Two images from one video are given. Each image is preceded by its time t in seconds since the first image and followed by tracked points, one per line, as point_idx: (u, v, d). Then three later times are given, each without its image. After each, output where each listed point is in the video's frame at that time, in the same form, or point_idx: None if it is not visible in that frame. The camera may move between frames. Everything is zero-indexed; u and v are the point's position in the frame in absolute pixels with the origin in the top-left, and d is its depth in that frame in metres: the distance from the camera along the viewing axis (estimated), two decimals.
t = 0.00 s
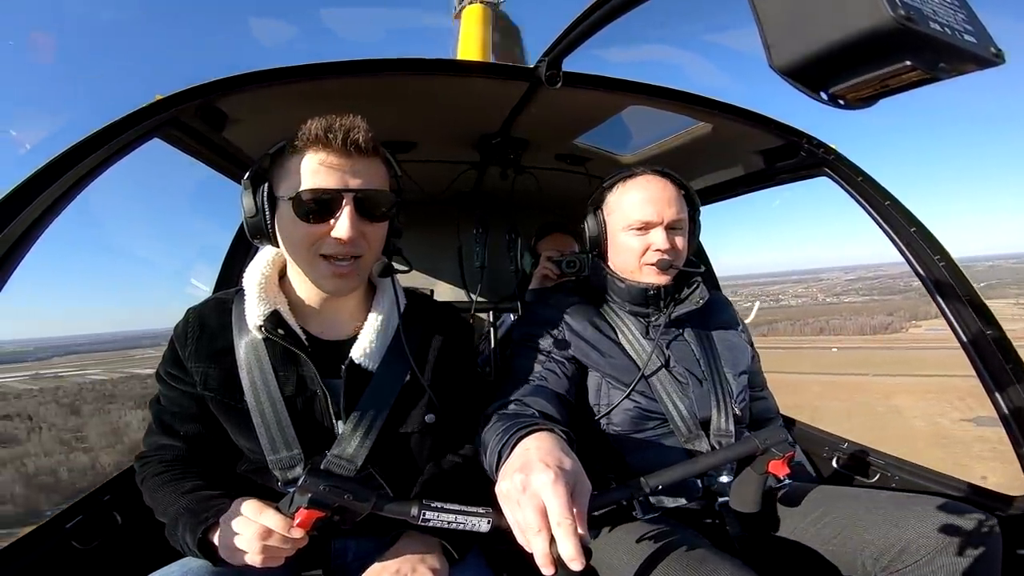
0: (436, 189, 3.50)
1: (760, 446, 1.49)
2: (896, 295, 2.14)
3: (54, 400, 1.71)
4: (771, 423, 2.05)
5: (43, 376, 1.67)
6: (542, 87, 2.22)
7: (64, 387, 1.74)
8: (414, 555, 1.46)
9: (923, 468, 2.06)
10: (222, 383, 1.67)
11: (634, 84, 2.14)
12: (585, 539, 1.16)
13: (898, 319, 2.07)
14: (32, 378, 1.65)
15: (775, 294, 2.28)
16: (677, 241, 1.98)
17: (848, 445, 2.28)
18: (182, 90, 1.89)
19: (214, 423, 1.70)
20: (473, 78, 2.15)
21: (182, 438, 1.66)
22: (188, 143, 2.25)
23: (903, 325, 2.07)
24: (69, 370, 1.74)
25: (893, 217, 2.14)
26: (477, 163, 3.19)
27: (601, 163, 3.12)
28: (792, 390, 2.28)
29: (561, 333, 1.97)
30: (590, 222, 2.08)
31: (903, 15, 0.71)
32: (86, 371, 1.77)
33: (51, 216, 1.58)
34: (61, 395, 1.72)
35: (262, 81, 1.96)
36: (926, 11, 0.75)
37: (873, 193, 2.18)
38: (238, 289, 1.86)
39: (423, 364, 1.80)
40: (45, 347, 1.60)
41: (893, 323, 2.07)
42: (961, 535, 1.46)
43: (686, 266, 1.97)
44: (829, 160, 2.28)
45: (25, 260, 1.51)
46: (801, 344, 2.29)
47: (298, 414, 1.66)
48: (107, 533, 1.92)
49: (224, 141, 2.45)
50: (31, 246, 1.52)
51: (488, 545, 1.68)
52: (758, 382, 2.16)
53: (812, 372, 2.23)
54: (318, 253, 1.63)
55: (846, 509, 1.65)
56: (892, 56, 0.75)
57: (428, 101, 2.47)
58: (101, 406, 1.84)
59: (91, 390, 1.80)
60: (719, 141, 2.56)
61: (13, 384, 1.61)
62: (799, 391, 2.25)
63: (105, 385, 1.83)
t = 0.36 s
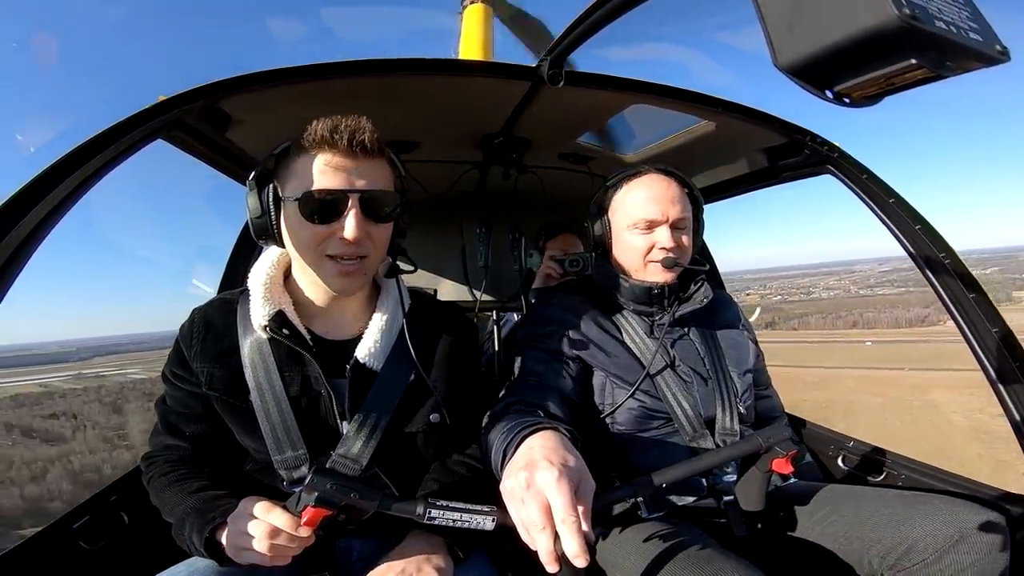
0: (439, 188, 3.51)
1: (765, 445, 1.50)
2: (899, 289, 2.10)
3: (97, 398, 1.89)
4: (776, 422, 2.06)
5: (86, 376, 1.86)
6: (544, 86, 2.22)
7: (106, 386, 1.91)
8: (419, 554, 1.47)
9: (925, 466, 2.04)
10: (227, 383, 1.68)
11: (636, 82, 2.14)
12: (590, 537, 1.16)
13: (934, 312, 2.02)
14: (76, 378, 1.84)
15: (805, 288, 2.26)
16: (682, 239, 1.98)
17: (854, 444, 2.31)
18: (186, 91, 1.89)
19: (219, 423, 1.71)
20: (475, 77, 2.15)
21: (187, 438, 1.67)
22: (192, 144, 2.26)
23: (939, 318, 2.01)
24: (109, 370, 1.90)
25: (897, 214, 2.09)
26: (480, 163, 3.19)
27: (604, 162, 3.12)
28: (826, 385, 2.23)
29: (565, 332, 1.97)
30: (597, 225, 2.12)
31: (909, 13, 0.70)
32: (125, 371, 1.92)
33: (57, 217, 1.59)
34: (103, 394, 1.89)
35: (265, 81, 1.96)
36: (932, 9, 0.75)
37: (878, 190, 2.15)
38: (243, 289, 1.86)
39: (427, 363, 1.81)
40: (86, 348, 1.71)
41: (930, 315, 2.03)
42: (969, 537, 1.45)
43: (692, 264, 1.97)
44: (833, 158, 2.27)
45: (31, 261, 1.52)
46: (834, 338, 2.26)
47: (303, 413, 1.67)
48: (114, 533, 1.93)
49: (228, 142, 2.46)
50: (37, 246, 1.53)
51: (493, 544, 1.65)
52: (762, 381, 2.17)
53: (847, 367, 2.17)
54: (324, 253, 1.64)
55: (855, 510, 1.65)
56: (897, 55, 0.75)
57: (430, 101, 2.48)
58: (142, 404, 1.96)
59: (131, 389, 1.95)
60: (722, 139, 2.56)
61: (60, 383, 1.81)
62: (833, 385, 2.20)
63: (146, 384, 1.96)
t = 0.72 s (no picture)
0: (440, 187, 3.51)
1: (765, 443, 1.49)
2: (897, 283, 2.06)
3: (134, 396, 1.88)
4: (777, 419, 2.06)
5: (124, 374, 1.84)
6: (544, 85, 2.22)
7: (143, 384, 1.90)
8: (421, 553, 1.48)
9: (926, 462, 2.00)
10: (229, 383, 1.68)
11: (636, 80, 2.14)
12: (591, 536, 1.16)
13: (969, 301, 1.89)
14: (114, 376, 1.82)
15: (833, 279, 2.08)
16: (692, 237, 1.99)
17: (856, 442, 2.27)
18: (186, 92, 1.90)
19: (221, 423, 1.71)
20: (475, 76, 2.15)
21: (190, 438, 1.67)
22: (192, 144, 2.25)
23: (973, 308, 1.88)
24: (148, 368, 1.88)
25: (898, 211, 2.05)
26: (480, 161, 3.18)
27: (605, 160, 3.11)
28: (853, 378, 2.08)
29: (566, 331, 1.97)
30: (602, 223, 2.09)
31: (908, 10, 0.70)
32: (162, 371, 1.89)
33: (59, 218, 1.60)
34: (140, 392, 1.89)
35: (267, 82, 1.97)
36: (931, 6, 0.74)
37: (879, 186, 2.12)
38: (244, 289, 1.86)
39: (427, 362, 1.81)
40: (123, 347, 1.73)
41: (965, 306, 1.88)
42: (973, 533, 1.45)
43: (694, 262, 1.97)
44: (834, 155, 2.26)
45: (33, 261, 1.53)
46: (863, 331, 2.05)
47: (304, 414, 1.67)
48: (118, 533, 1.93)
49: (228, 142, 2.46)
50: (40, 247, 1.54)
51: (495, 543, 1.65)
52: (763, 379, 2.17)
53: (873, 360, 2.02)
54: (324, 253, 1.64)
55: (858, 505, 1.65)
56: (895, 51, 0.75)
57: (429, 100, 2.47)
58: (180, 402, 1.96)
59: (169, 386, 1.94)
60: (722, 137, 2.55)
61: (98, 381, 1.80)
62: (861, 378, 2.05)
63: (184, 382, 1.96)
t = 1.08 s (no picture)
0: (438, 186, 3.51)
1: (765, 439, 1.50)
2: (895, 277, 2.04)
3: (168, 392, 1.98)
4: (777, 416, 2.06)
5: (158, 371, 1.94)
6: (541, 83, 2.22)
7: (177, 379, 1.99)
8: (422, 552, 1.48)
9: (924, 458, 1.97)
10: (230, 383, 1.68)
11: (634, 78, 2.14)
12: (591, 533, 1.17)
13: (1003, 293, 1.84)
14: (149, 373, 1.92)
15: (862, 271, 2.10)
16: (694, 236, 2.00)
17: (856, 437, 2.27)
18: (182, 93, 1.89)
19: (222, 424, 1.72)
20: (473, 75, 2.15)
21: (191, 439, 1.68)
22: (190, 145, 2.25)
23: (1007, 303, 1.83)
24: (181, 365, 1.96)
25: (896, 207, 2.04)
26: (479, 160, 3.18)
27: (604, 158, 3.11)
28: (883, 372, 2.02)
29: (565, 329, 1.97)
30: (601, 220, 2.05)
31: (904, 8, 0.70)
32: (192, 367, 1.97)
33: (51, 224, 1.58)
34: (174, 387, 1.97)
35: (265, 82, 1.97)
36: (928, 3, 0.75)
37: (877, 182, 2.11)
38: (243, 290, 1.87)
39: (428, 361, 1.81)
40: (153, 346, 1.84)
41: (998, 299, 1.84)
42: (973, 529, 1.46)
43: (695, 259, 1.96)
44: (832, 151, 2.26)
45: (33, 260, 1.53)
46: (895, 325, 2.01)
47: (304, 414, 1.67)
48: (120, 535, 1.93)
49: (226, 143, 2.46)
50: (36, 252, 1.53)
51: (496, 541, 1.66)
52: (762, 375, 2.17)
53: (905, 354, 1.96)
54: (324, 253, 1.63)
55: (858, 502, 1.66)
56: (892, 48, 0.75)
57: (427, 99, 2.47)
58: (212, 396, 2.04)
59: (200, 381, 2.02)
60: (720, 133, 2.55)
61: (133, 378, 1.90)
62: (894, 373, 1.97)
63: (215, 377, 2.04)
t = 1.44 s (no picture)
0: (435, 185, 3.51)
1: (763, 436, 1.50)
2: (892, 271, 2.05)
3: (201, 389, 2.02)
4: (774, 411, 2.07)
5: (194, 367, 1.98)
6: (537, 81, 2.22)
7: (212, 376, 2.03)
8: (423, 551, 1.48)
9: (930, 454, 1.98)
10: (228, 384, 1.68)
11: (628, 75, 2.14)
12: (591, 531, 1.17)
13: None
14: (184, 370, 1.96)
15: (895, 264, 2.05)
16: (688, 233, 2.01)
17: (853, 433, 2.29)
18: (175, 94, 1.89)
19: (220, 424, 1.71)
20: (469, 74, 2.15)
21: (189, 439, 1.68)
22: (185, 146, 2.25)
23: None
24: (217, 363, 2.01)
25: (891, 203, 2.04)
26: (476, 158, 3.18)
27: (601, 155, 3.12)
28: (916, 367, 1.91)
29: (563, 326, 1.98)
30: (597, 216, 2.05)
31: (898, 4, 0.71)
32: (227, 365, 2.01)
33: (47, 224, 1.57)
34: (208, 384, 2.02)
35: (260, 82, 1.96)
36: None
37: (872, 179, 2.12)
38: (240, 290, 1.86)
39: (426, 360, 1.81)
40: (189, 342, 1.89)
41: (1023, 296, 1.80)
42: (971, 524, 1.46)
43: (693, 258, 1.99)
44: (827, 148, 2.26)
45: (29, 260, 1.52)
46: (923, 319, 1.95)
47: (303, 414, 1.67)
48: (119, 536, 1.93)
49: (221, 143, 2.46)
50: (28, 257, 1.51)
51: (495, 539, 1.67)
52: (760, 370, 2.18)
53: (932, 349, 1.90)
54: (322, 253, 1.63)
55: (858, 498, 1.67)
56: (886, 43, 0.76)
57: (422, 98, 2.47)
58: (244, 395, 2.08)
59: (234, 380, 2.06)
60: (716, 130, 2.56)
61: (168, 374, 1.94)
62: (926, 368, 1.88)
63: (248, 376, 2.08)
